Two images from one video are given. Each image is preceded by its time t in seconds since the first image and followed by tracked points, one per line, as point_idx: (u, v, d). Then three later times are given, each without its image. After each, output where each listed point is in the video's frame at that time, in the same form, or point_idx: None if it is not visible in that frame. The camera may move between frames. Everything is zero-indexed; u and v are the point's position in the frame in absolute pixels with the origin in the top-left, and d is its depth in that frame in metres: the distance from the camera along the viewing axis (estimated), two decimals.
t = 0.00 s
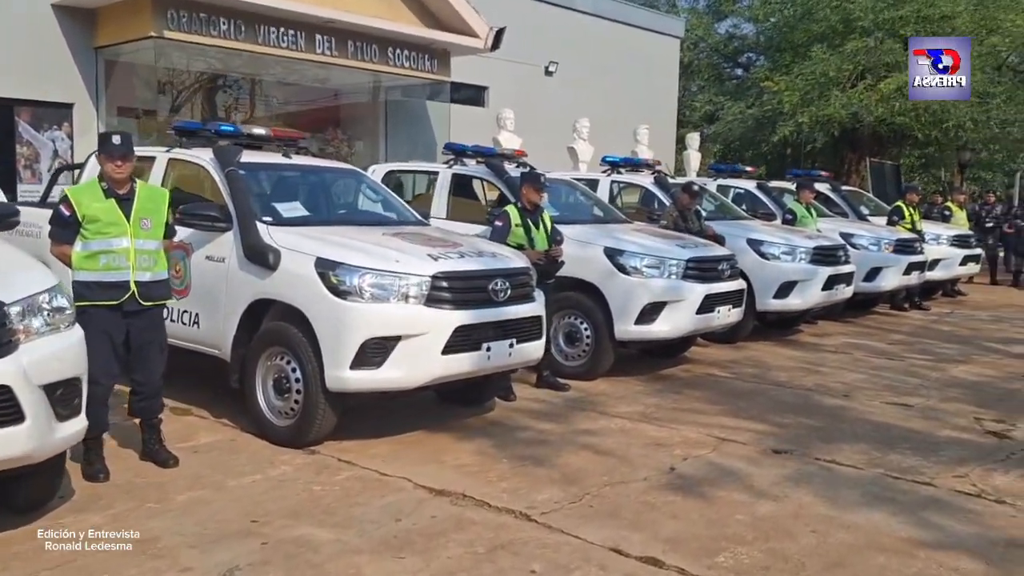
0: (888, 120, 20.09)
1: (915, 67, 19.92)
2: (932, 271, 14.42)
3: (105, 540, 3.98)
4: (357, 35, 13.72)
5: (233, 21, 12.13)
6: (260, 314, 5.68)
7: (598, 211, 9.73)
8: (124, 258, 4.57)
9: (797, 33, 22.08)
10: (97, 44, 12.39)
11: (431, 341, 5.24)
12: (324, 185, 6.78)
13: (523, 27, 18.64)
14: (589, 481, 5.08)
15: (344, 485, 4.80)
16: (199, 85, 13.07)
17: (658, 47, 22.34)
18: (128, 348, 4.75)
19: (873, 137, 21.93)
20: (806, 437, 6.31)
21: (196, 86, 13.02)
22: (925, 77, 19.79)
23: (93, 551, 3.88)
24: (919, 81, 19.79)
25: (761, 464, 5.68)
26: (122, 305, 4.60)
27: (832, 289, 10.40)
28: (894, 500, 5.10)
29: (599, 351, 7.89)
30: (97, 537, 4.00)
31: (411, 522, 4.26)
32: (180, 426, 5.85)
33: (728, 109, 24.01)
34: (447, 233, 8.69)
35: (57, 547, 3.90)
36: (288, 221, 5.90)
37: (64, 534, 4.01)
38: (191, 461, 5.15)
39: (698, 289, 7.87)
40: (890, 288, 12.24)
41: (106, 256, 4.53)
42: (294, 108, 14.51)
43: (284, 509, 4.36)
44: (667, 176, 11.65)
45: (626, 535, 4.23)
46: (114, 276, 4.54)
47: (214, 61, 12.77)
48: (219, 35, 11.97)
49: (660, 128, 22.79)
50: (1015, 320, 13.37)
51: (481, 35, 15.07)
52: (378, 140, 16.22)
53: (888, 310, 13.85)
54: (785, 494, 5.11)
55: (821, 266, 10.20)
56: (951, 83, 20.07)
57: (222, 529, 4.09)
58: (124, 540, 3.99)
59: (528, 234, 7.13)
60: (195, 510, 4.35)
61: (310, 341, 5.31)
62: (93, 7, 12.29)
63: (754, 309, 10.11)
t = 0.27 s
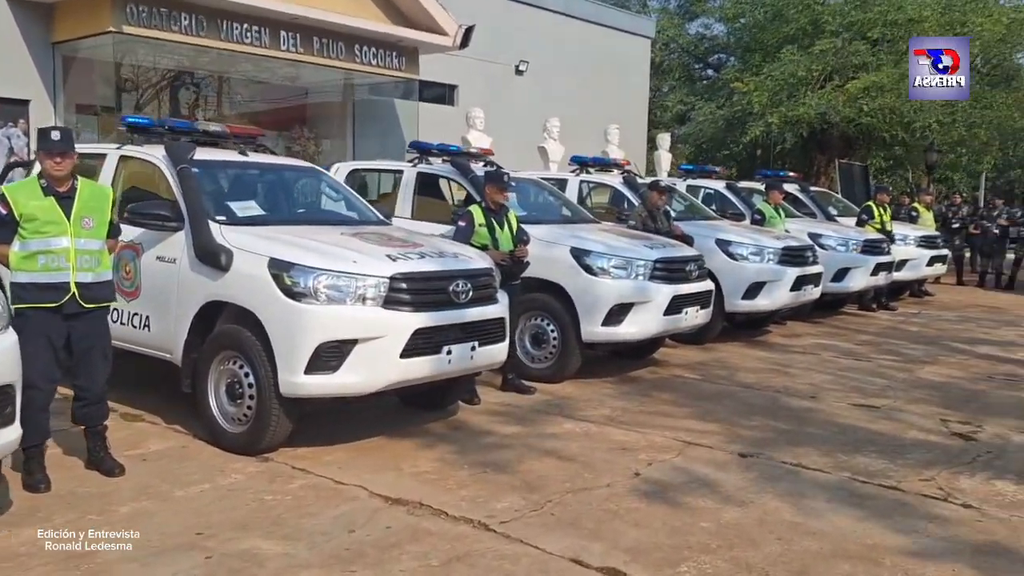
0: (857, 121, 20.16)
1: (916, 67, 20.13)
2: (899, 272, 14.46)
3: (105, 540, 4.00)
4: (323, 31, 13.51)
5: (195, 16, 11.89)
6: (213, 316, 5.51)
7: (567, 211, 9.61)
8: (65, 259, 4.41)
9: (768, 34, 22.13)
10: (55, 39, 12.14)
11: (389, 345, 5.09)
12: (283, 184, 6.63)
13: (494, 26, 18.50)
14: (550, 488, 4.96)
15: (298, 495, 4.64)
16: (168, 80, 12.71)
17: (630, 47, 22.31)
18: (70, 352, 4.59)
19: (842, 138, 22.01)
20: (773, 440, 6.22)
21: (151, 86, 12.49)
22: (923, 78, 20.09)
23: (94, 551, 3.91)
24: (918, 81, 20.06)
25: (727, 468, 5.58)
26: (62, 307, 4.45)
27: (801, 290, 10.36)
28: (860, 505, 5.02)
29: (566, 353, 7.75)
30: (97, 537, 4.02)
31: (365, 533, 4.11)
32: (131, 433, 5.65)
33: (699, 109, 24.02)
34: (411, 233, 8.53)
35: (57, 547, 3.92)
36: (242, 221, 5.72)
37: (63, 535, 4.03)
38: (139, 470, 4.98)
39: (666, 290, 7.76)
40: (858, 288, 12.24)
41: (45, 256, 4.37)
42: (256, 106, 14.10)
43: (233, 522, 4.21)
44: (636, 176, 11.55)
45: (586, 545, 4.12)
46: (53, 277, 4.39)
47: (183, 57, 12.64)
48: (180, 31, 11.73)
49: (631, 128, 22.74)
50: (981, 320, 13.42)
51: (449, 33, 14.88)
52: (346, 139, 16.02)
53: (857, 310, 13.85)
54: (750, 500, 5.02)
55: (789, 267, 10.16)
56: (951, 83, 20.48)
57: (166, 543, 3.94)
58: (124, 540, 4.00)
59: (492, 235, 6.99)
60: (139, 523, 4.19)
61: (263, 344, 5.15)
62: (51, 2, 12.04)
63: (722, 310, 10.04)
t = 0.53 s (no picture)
0: (842, 121, 20.09)
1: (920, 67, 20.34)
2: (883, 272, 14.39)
3: (104, 539, 4.00)
4: (302, 29, 13.34)
5: (170, 13, 11.70)
6: (174, 319, 5.36)
7: (546, 211, 9.46)
8: (12, 258, 4.27)
9: (753, 34, 22.05)
10: (27, 37, 11.95)
11: (354, 347, 4.93)
12: (250, 182, 6.48)
13: (477, 24, 18.34)
14: (520, 494, 4.82)
15: (257, 504, 4.48)
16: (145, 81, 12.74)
17: (615, 46, 22.19)
18: (20, 357, 4.43)
19: (828, 138, 21.94)
20: (752, 444, 6.09)
21: (137, 85, 12.73)
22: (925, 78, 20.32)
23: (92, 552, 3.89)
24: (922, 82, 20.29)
25: (703, 473, 5.45)
26: (9, 308, 4.30)
27: (783, 290, 10.24)
28: (837, 511, 4.88)
29: (543, 353, 7.59)
30: (96, 537, 4.01)
31: (323, 544, 3.96)
32: (90, 438, 5.47)
33: (685, 109, 23.92)
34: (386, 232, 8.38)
35: (57, 547, 3.92)
36: (204, 220, 5.56)
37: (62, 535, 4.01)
38: (94, 478, 4.82)
39: (644, 290, 7.62)
40: (842, 288, 12.13)
41: None
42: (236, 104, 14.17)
43: (186, 534, 4.06)
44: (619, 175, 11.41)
45: (553, 555, 3.97)
46: None
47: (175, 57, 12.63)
48: (155, 28, 11.54)
49: (616, 128, 22.63)
50: (965, 320, 13.34)
51: (431, 31, 14.69)
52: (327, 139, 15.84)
53: (841, 311, 13.75)
54: (725, 506, 4.88)
55: (772, 267, 10.04)
56: (949, 83, 20.72)
57: (114, 557, 3.79)
58: (124, 540, 4.00)
59: (466, 235, 6.84)
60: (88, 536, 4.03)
61: (224, 347, 4.99)
62: None
63: (704, 311, 9.92)
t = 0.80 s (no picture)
0: (838, 120, 19.94)
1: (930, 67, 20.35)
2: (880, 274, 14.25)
3: (104, 540, 4.06)
4: (290, 28, 13.19)
5: (155, 12, 11.54)
6: (144, 325, 5.22)
7: (535, 212, 9.28)
8: None
9: (750, 32, 21.90)
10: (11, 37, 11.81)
11: (328, 355, 4.79)
12: (227, 183, 6.36)
13: (471, 23, 18.18)
14: (498, 506, 4.67)
15: (225, 517, 4.33)
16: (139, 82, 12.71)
17: (610, 45, 22.04)
18: None
19: (825, 137, 21.77)
20: (742, 452, 5.94)
21: (130, 86, 12.70)
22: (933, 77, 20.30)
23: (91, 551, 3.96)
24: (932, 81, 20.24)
25: (691, 482, 5.29)
26: None
27: (777, 292, 10.08)
28: (826, 522, 4.73)
29: (529, 358, 7.44)
30: (96, 537, 4.08)
31: (290, 562, 3.82)
32: (59, 448, 5.32)
33: (681, 108, 23.76)
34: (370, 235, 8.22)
35: (58, 547, 3.99)
36: (176, 223, 5.43)
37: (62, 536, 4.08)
38: (60, 489, 4.68)
39: (633, 293, 7.47)
40: (837, 290, 11.98)
41: None
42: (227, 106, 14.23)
43: (148, 552, 3.92)
44: (610, 175, 11.24)
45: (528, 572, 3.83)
46: None
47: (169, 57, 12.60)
48: (140, 28, 11.39)
49: (612, 127, 22.47)
50: (963, 322, 13.19)
51: (422, 31, 14.56)
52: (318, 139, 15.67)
53: (838, 312, 13.59)
54: (711, 518, 4.73)
55: (766, 269, 9.88)
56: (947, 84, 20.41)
57: None
58: (124, 540, 4.07)
59: (450, 237, 6.70)
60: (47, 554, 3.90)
61: (193, 354, 4.85)
62: None
63: (697, 313, 9.78)
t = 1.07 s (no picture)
0: (830, 120, 19.83)
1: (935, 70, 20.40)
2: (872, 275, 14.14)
3: (104, 540, 4.07)
4: (275, 27, 13.01)
5: (136, 11, 11.36)
6: (112, 330, 5.07)
7: (522, 213, 9.11)
8: None
9: (741, 32, 21.78)
10: None
11: (300, 361, 4.64)
12: (202, 183, 6.21)
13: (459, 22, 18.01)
14: (477, 517, 4.52)
15: (192, 531, 4.18)
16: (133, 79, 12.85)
17: (600, 45, 21.89)
18: None
19: (816, 138, 21.66)
20: (730, 458, 5.79)
21: (119, 86, 12.74)
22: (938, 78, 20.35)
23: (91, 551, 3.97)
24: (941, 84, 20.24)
25: (677, 491, 5.14)
26: None
27: (767, 294, 9.95)
28: (816, 532, 4.58)
29: (515, 362, 7.27)
30: (96, 538, 4.09)
31: None
32: (25, 457, 5.15)
33: (672, 108, 23.63)
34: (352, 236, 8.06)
35: (58, 548, 4.00)
36: (146, 224, 5.28)
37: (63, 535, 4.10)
38: (23, 500, 4.52)
39: (620, 296, 7.31)
40: (828, 291, 11.85)
41: None
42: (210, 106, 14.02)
43: (110, 569, 3.76)
44: (599, 176, 11.08)
45: None
46: None
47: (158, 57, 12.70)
48: (120, 26, 11.21)
49: (603, 128, 22.33)
50: (955, 323, 13.07)
51: (409, 30, 14.41)
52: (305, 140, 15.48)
53: (829, 314, 13.47)
54: (697, 528, 4.58)
55: (756, 270, 9.75)
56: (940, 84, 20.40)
57: None
58: (124, 540, 4.08)
59: (431, 238, 6.55)
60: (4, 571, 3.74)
61: (161, 360, 4.70)
62: None
63: (686, 315, 9.64)
